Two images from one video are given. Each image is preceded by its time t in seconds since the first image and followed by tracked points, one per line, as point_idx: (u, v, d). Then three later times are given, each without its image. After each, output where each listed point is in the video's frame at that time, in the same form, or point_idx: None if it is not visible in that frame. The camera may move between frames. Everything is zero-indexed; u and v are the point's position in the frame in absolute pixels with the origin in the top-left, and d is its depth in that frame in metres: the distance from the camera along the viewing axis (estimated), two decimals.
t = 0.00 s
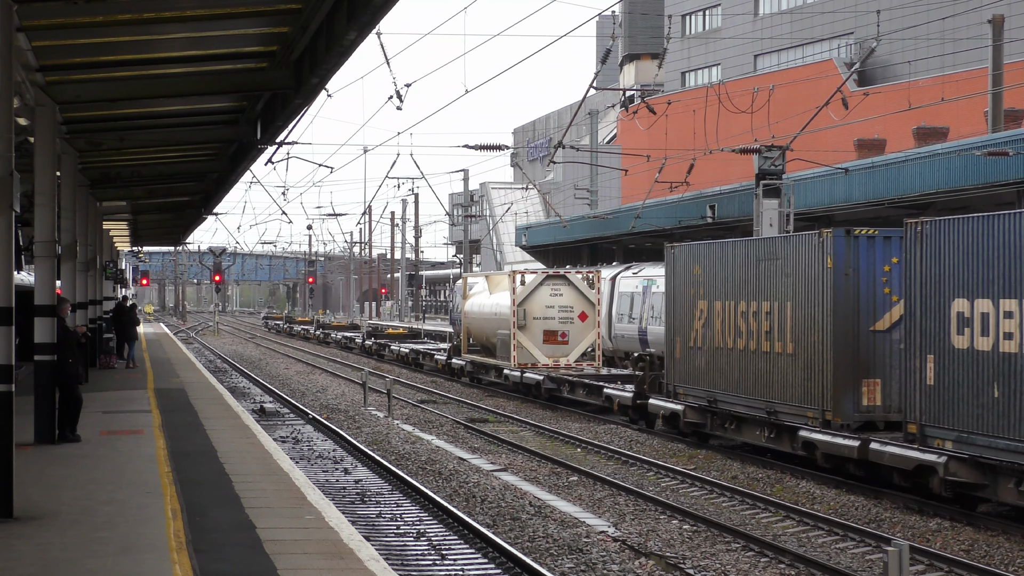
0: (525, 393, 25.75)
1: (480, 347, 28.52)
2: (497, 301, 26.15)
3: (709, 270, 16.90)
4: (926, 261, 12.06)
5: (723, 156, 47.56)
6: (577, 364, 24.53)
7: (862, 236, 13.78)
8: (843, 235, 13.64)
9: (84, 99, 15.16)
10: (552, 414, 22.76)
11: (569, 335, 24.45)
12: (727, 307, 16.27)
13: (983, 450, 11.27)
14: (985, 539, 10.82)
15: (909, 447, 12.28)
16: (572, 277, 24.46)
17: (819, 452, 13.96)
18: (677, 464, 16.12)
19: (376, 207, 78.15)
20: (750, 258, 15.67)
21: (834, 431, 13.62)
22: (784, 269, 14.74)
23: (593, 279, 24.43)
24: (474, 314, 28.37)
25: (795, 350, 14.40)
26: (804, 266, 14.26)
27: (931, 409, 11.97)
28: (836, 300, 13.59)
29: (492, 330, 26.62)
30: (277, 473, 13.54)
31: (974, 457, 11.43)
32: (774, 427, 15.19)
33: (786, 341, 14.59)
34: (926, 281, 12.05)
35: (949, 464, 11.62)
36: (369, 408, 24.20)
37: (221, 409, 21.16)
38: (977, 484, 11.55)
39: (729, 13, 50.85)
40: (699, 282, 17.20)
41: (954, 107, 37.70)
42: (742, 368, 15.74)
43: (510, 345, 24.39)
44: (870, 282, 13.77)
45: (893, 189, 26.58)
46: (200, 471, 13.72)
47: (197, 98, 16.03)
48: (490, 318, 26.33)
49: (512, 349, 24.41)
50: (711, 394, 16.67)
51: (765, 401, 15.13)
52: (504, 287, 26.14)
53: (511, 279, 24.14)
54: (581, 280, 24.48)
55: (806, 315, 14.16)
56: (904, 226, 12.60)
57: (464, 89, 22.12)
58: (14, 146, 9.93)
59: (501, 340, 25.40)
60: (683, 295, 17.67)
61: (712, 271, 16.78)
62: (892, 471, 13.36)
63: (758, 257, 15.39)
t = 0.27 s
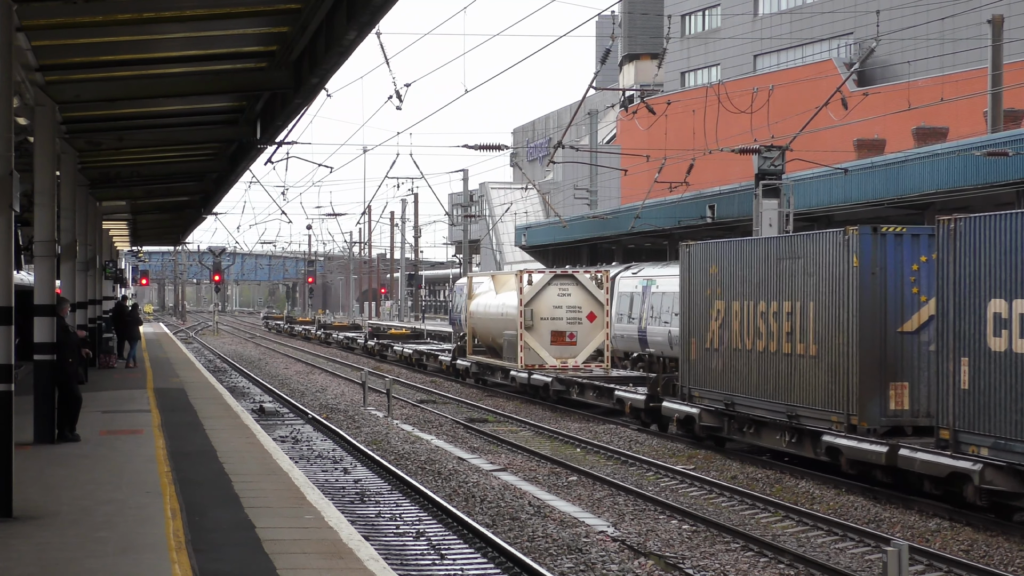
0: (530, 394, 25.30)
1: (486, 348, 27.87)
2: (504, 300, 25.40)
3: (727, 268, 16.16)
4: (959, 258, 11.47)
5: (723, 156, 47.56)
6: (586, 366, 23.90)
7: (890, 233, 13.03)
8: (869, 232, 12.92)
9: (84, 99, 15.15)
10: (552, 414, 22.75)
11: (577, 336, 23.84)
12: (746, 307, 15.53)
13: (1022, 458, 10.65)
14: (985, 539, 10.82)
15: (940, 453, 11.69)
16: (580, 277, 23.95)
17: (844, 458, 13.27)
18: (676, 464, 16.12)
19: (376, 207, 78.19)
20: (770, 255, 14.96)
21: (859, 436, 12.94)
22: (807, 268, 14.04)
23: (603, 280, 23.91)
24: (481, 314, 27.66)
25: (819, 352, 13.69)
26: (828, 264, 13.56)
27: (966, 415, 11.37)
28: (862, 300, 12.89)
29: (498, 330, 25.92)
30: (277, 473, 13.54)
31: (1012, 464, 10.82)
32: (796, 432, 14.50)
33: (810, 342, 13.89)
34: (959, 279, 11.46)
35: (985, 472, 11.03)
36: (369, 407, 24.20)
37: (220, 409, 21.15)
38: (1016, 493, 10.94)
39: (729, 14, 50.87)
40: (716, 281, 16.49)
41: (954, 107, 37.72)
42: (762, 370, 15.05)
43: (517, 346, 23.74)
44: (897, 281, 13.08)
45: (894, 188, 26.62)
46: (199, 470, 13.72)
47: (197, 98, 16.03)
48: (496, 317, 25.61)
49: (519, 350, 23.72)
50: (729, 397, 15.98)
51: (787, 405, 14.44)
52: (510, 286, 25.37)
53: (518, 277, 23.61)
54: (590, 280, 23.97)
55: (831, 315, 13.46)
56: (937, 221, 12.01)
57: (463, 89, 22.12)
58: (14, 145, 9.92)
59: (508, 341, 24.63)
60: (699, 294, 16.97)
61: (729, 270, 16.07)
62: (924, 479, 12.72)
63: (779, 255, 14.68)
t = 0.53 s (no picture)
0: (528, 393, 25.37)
1: (493, 349, 27.23)
2: (510, 300, 24.80)
3: (748, 267, 15.53)
4: (1001, 257, 10.95)
5: (722, 156, 47.58)
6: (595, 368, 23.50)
7: (924, 230, 12.42)
8: (903, 229, 12.31)
9: (83, 99, 15.16)
10: (551, 413, 22.77)
11: (586, 337, 23.41)
12: (769, 307, 14.92)
13: None
14: (984, 539, 10.82)
15: (981, 461, 11.15)
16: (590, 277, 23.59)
17: (876, 465, 12.72)
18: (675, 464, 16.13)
19: (376, 207, 78.24)
20: (796, 254, 14.34)
21: (892, 442, 12.38)
22: (837, 266, 13.43)
23: (612, 279, 23.58)
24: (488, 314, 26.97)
25: (849, 354, 13.10)
26: (859, 262, 12.96)
27: (1010, 421, 10.82)
28: (896, 301, 12.31)
29: (505, 331, 25.29)
30: (276, 473, 13.55)
31: None
32: (823, 437, 13.92)
33: (839, 344, 13.30)
34: (1001, 280, 10.94)
35: None
36: (368, 407, 24.20)
37: (220, 409, 21.16)
38: None
39: (728, 13, 50.90)
40: (736, 280, 15.87)
41: (953, 107, 37.75)
42: (787, 373, 14.47)
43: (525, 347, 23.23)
44: (933, 281, 12.46)
45: (892, 188, 26.67)
46: (199, 471, 13.72)
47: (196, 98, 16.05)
48: (503, 318, 24.97)
49: (528, 352, 23.20)
50: (750, 401, 15.41)
51: (815, 408, 13.85)
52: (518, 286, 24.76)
53: (526, 277, 23.15)
54: (598, 279, 23.58)
55: (863, 316, 12.87)
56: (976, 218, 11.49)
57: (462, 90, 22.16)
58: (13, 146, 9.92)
59: (516, 343, 24.08)
60: (718, 294, 16.36)
61: (751, 268, 15.46)
62: (961, 487, 12.12)
63: (807, 253, 14.05)
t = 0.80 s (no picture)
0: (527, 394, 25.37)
1: (501, 350, 26.77)
2: (520, 299, 24.39)
3: (771, 266, 14.81)
4: None
5: (722, 156, 47.58)
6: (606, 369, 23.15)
7: (962, 227, 11.73)
8: (939, 226, 11.65)
9: (82, 99, 15.14)
10: (550, 413, 22.75)
11: (597, 338, 23.06)
12: (795, 307, 14.22)
13: None
14: (984, 539, 10.83)
15: None
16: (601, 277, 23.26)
17: (910, 473, 12.05)
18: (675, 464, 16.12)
19: (375, 207, 78.26)
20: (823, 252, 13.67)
21: (928, 450, 11.70)
22: (868, 265, 12.76)
23: (624, 279, 23.26)
24: (496, 315, 26.41)
25: (881, 356, 12.44)
26: (893, 261, 12.29)
27: None
28: (931, 301, 11.64)
29: (514, 331, 24.87)
30: (276, 473, 13.54)
31: None
32: (852, 443, 13.25)
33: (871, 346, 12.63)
34: None
35: None
36: (368, 407, 24.18)
37: (219, 409, 21.14)
38: None
39: (728, 13, 50.91)
40: (757, 279, 15.20)
41: (952, 107, 37.76)
42: (815, 376, 13.78)
43: (535, 348, 22.95)
44: (971, 280, 11.78)
45: (892, 189, 26.67)
46: (198, 470, 13.71)
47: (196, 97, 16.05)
48: (513, 318, 24.50)
49: (536, 353, 22.98)
50: (774, 405, 14.73)
51: (844, 413, 13.19)
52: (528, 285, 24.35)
53: (536, 276, 22.85)
54: (609, 279, 23.27)
55: (896, 317, 12.21)
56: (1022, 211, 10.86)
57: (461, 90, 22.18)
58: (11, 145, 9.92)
59: (525, 343, 23.78)
60: (737, 294, 15.69)
61: (773, 266, 14.79)
62: (1003, 497, 11.50)
63: (835, 251, 13.38)
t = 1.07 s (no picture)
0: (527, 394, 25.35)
1: (507, 352, 26.23)
2: (526, 299, 23.85)
3: (793, 265, 14.20)
4: None
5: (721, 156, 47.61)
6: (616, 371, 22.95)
7: (997, 224, 11.20)
8: (973, 223, 11.10)
9: (82, 99, 15.12)
10: (549, 413, 22.75)
11: (606, 339, 22.83)
12: (818, 308, 13.60)
13: None
14: (983, 539, 10.83)
15: None
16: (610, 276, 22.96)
17: (943, 481, 11.48)
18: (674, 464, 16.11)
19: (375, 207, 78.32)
20: (846, 249, 13.10)
21: (962, 457, 11.13)
22: (895, 264, 12.19)
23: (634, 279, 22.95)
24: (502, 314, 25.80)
25: (911, 359, 11.87)
26: (923, 259, 11.72)
27: None
28: (965, 302, 11.09)
29: (520, 332, 24.34)
30: (275, 473, 13.53)
31: None
32: (879, 449, 12.68)
33: (899, 348, 12.05)
34: None
35: None
36: (367, 407, 24.17)
37: (218, 409, 21.13)
38: None
39: (727, 13, 50.94)
40: (776, 278, 14.62)
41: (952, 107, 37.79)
42: (839, 380, 13.17)
43: (543, 349, 22.68)
44: (1006, 280, 11.24)
45: (892, 188, 26.69)
46: (198, 471, 13.71)
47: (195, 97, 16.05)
48: (520, 318, 23.94)
49: (544, 354, 22.70)
50: (796, 409, 14.13)
51: (870, 418, 12.62)
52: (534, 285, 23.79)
53: (544, 277, 22.54)
54: (618, 278, 22.96)
55: (927, 318, 11.63)
56: None
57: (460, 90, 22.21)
58: (11, 144, 9.92)
59: (532, 344, 23.32)
60: (755, 293, 15.11)
61: (793, 265, 14.21)
62: None
63: (860, 249, 12.80)
